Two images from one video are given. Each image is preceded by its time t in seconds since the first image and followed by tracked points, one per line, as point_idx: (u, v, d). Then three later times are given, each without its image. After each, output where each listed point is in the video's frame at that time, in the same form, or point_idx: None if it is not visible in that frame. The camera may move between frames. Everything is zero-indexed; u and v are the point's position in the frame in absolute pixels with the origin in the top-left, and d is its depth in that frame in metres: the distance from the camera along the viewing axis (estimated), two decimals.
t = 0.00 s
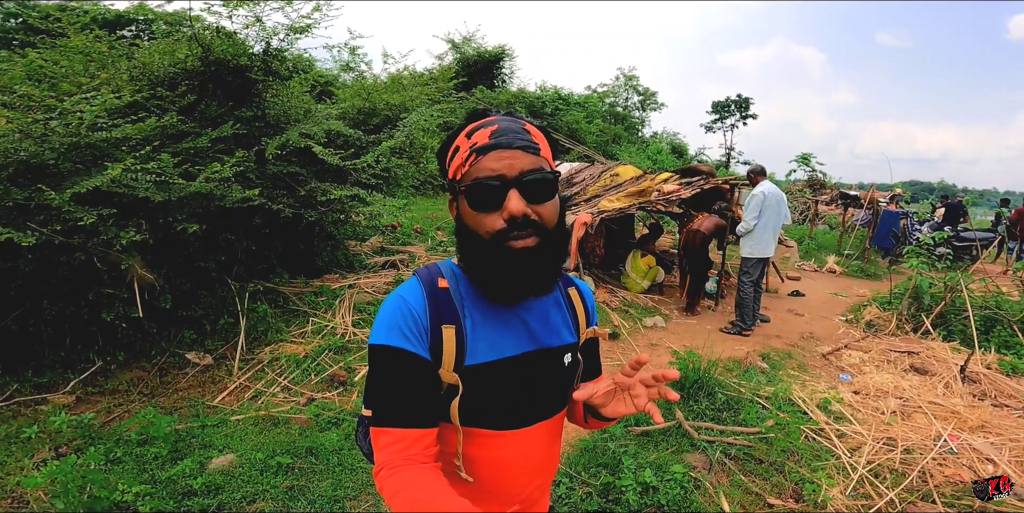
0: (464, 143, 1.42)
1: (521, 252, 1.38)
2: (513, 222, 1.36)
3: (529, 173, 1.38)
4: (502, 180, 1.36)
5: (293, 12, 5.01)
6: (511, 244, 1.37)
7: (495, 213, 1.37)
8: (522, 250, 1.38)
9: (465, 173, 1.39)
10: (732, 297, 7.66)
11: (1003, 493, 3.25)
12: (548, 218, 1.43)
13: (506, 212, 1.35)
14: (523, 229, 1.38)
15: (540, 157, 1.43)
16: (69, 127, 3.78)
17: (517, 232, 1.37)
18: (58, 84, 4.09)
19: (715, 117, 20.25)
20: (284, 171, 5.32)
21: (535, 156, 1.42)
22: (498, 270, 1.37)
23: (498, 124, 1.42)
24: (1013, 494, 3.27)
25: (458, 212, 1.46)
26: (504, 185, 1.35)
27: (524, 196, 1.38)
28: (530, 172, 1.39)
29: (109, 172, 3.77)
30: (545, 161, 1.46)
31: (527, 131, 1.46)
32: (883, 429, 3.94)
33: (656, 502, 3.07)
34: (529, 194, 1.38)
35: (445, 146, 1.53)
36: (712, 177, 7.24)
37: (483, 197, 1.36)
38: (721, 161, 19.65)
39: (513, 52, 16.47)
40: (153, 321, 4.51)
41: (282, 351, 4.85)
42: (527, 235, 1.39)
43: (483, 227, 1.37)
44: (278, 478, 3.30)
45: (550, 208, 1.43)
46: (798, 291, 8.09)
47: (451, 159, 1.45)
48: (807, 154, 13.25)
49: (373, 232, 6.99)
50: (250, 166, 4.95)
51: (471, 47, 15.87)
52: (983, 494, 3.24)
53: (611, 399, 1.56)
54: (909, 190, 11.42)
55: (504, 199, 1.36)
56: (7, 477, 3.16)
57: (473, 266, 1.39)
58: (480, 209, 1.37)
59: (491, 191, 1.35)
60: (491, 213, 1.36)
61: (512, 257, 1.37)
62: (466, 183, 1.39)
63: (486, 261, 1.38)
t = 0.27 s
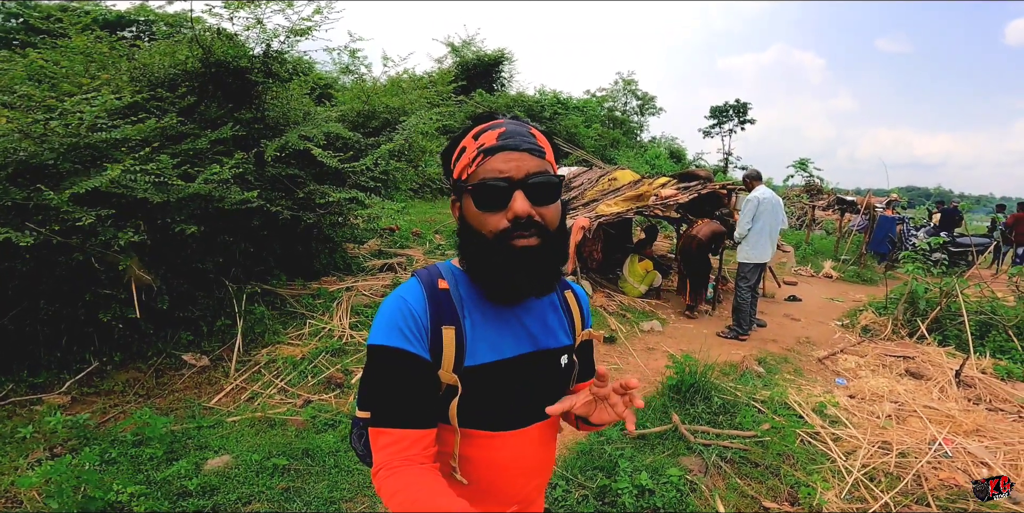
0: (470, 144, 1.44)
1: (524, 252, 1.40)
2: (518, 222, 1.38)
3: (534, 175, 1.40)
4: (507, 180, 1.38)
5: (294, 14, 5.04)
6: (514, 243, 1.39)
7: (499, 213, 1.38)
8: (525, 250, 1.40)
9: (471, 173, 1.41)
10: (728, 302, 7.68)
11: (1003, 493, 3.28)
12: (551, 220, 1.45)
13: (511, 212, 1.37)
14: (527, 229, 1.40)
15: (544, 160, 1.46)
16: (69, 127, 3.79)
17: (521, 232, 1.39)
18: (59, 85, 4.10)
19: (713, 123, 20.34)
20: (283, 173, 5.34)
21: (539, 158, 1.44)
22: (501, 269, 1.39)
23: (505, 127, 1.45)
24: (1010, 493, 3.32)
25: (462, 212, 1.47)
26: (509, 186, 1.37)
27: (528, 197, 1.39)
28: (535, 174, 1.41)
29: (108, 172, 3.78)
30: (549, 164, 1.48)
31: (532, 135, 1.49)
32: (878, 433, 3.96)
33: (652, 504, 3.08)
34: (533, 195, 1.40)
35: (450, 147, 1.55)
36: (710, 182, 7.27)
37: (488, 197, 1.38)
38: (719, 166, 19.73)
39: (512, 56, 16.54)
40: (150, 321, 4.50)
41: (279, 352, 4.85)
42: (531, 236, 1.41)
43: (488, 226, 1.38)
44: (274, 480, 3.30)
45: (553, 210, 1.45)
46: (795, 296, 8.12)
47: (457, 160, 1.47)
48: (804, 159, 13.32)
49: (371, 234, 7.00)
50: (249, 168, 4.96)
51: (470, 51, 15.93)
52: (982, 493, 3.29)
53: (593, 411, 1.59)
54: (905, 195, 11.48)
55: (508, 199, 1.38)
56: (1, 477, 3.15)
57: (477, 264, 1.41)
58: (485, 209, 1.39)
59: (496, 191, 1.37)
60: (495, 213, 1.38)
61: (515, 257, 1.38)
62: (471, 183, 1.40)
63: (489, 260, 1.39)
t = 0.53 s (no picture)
0: (488, 141, 1.48)
1: (527, 249, 1.39)
2: (524, 219, 1.39)
3: (545, 176, 1.42)
4: (519, 177, 1.40)
5: (297, 15, 5.05)
6: (519, 239, 1.39)
7: (507, 208, 1.39)
8: (528, 247, 1.40)
9: (485, 168, 1.44)
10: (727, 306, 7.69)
11: (1003, 493, 3.33)
12: (558, 223, 1.45)
13: (519, 207, 1.38)
14: (533, 227, 1.40)
15: (558, 165, 1.48)
16: (71, 126, 3.80)
17: (526, 229, 1.39)
18: (61, 84, 4.11)
19: (713, 127, 20.39)
20: (283, 174, 5.35)
21: (553, 162, 1.46)
22: (503, 263, 1.39)
23: (524, 129, 1.49)
24: (1011, 494, 3.36)
25: (472, 207, 1.49)
26: (520, 183, 1.39)
27: (538, 196, 1.41)
28: (546, 175, 1.43)
29: (109, 171, 3.78)
30: (562, 170, 1.50)
31: (549, 141, 1.53)
32: (876, 438, 3.96)
33: (649, 508, 3.08)
34: (543, 195, 1.41)
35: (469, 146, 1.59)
36: (710, 186, 7.28)
37: (499, 191, 1.40)
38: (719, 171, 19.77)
39: (513, 60, 16.58)
40: (148, 321, 4.49)
41: (277, 353, 4.84)
42: (535, 234, 1.41)
43: (495, 220, 1.40)
44: (271, 480, 3.29)
45: (562, 213, 1.46)
46: (793, 300, 8.14)
47: (473, 156, 1.51)
48: (804, 165, 13.35)
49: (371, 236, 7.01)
50: (250, 168, 4.96)
51: (471, 54, 15.97)
52: (982, 493, 3.32)
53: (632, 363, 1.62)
54: (904, 201, 11.51)
55: (517, 195, 1.39)
56: None
57: (480, 257, 1.41)
58: (493, 203, 1.40)
59: (506, 186, 1.39)
60: (504, 207, 1.39)
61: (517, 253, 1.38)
62: (483, 177, 1.43)
63: (492, 253, 1.40)
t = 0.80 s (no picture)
0: (478, 144, 1.49)
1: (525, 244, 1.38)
2: (520, 214, 1.38)
3: (537, 171, 1.42)
4: (511, 174, 1.40)
5: (288, 16, 5.02)
6: (515, 234, 1.38)
7: (502, 206, 1.39)
8: (527, 241, 1.38)
9: (477, 168, 1.44)
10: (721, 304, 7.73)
11: (1003, 493, 3.33)
12: (554, 217, 1.44)
13: (513, 204, 1.38)
14: (529, 222, 1.39)
15: (549, 160, 1.49)
16: (60, 129, 3.75)
17: (522, 224, 1.39)
18: (50, 86, 4.06)
19: (705, 126, 20.49)
20: (277, 176, 5.31)
21: (543, 158, 1.47)
22: (502, 260, 1.37)
23: (512, 129, 1.50)
24: (1012, 494, 3.35)
25: (467, 209, 1.49)
26: (512, 180, 1.39)
27: (531, 192, 1.41)
28: (538, 170, 1.43)
29: (100, 174, 3.74)
30: (553, 165, 1.51)
31: (539, 138, 1.53)
32: (871, 434, 4.00)
33: (648, 506, 3.08)
34: (536, 190, 1.41)
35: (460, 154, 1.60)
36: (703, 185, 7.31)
37: (492, 189, 1.40)
38: (711, 170, 19.87)
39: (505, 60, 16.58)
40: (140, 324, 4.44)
41: (272, 356, 4.81)
42: (533, 229, 1.40)
43: (490, 218, 1.39)
44: (269, 484, 3.27)
45: (556, 207, 1.45)
46: (786, 298, 8.19)
47: (465, 160, 1.51)
48: (795, 163, 13.46)
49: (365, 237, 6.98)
50: (243, 170, 4.93)
51: (464, 54, 15.95)
52: (982, 493, 3.32)
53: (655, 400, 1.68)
54: (894, 199, 11.63)
55: (511, 192, 1.39)
56: None
57: (478, 256, 1.41)
58: (489, 202, 1.40)
59: (499, 183, 1.39)
60: (498, 205, 1.39)
61: (516, 247, 1.37)
62: (476, 177, 1.43)
63: (491, 251, 1.38)
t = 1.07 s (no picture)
0: (475, 144, 1.47)
1: (526, 245, 1.38)
2: (520, 215, 1.37)
3: (536, 171, 1.41)
4: (510, 175, 1.39)
5: (282, 16, 4.99)
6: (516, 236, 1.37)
7: (501, 207, 1.38)
8: (527, 243, 1.38)
9: (475, 170, 1.42)
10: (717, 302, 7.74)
11: (1002, 493, 3.31)
12: (553, 217, 1.44)
13: (513, 205, 1.37)
14: (529, 222, 1.39)
15: (546, 159, 1.48)
16: (52, 129, 3.72)
17: (522, 225, 1.38)
18: (42, 86, 4.02)
19: (700, 125, 20.53)
20: (272, 176, 5.28)
21: (541, 157, 1.46)
22: (502, 262, 1.37)
23: (509, 128, 1.49)
24: (1011, 493, 3.33)
25: (466, 210, 1.48)
26: (511, 180, 1.38)
27: (531, 192, 1.40)
28: (536, 170, 1.42)
29: (93, 175, 3.71)
30: (551, 164, 1.49)
31: (536, 137, 1.52)
32: (868, 431, 4.01)
33: (647, 504, 3.08)
34: (536, 190, 1.40)
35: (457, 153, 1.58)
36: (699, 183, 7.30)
37: (491, 191, 1.39)
38: (707, 168, 19.91)
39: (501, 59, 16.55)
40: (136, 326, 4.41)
41: (269, 357, 4.79)
42: (532, 230, 1.40)
43: (491, 220, 1.38)
44: (268, 485, 3.25)
45: (555, 206, 1.44)
46: (783, 295, 8.22)
47: (462, 161, 1.50)
48: (790, 160, 13.50)
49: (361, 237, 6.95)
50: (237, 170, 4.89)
51: (459, 53, 15.93)
52: (981, 494, 3.30)
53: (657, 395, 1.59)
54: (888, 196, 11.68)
55: (511, 192, 1.38)
56: None
57: (478, 258, 1.40)
58: (488, 203, 1.39)
59: (498, 184, 1.38)
60: (498, 206, 1.38)
61: (516, 250, 1.37)
62: (475, 179, 1.42)
63: (491, 254, 1.38)
